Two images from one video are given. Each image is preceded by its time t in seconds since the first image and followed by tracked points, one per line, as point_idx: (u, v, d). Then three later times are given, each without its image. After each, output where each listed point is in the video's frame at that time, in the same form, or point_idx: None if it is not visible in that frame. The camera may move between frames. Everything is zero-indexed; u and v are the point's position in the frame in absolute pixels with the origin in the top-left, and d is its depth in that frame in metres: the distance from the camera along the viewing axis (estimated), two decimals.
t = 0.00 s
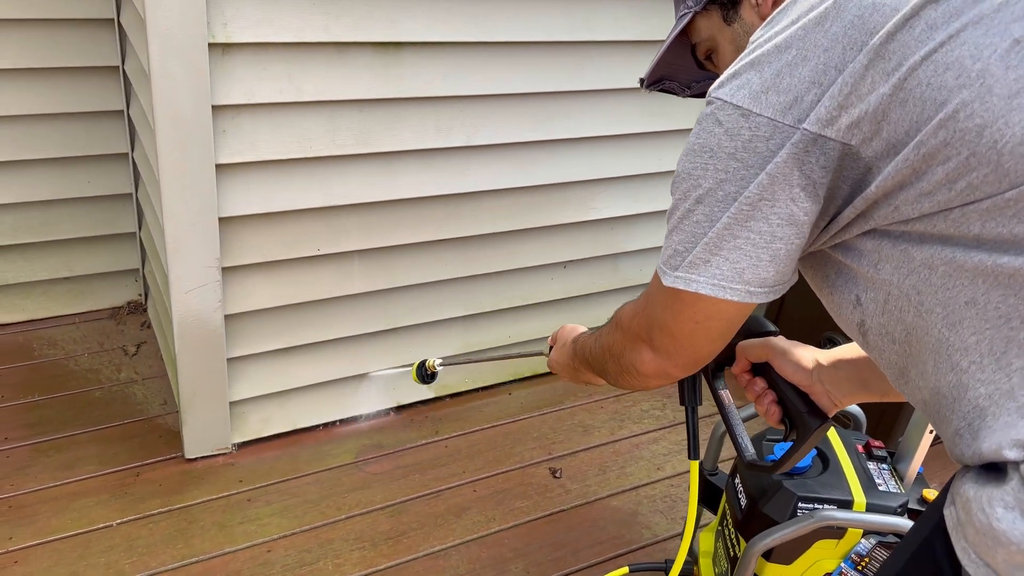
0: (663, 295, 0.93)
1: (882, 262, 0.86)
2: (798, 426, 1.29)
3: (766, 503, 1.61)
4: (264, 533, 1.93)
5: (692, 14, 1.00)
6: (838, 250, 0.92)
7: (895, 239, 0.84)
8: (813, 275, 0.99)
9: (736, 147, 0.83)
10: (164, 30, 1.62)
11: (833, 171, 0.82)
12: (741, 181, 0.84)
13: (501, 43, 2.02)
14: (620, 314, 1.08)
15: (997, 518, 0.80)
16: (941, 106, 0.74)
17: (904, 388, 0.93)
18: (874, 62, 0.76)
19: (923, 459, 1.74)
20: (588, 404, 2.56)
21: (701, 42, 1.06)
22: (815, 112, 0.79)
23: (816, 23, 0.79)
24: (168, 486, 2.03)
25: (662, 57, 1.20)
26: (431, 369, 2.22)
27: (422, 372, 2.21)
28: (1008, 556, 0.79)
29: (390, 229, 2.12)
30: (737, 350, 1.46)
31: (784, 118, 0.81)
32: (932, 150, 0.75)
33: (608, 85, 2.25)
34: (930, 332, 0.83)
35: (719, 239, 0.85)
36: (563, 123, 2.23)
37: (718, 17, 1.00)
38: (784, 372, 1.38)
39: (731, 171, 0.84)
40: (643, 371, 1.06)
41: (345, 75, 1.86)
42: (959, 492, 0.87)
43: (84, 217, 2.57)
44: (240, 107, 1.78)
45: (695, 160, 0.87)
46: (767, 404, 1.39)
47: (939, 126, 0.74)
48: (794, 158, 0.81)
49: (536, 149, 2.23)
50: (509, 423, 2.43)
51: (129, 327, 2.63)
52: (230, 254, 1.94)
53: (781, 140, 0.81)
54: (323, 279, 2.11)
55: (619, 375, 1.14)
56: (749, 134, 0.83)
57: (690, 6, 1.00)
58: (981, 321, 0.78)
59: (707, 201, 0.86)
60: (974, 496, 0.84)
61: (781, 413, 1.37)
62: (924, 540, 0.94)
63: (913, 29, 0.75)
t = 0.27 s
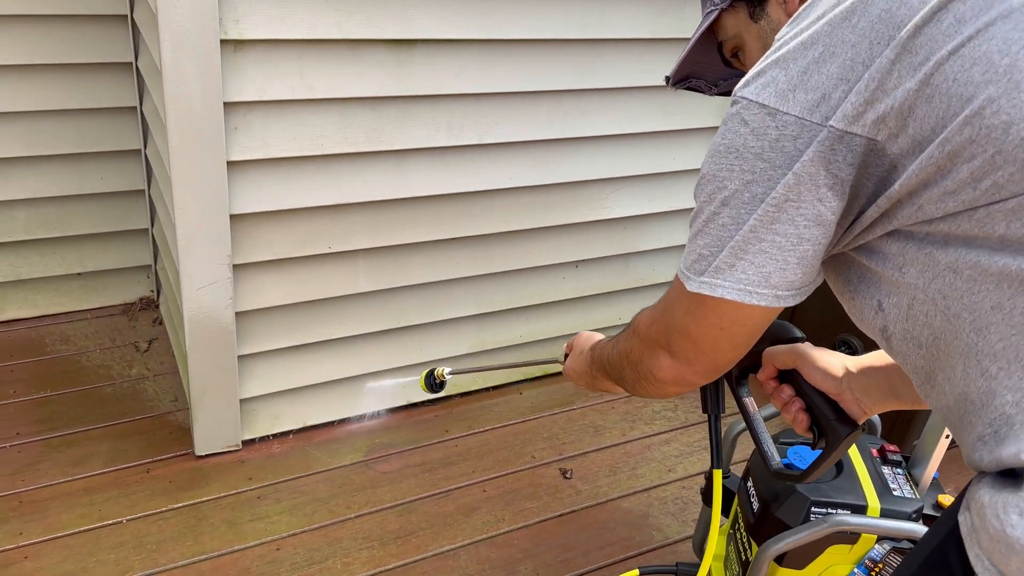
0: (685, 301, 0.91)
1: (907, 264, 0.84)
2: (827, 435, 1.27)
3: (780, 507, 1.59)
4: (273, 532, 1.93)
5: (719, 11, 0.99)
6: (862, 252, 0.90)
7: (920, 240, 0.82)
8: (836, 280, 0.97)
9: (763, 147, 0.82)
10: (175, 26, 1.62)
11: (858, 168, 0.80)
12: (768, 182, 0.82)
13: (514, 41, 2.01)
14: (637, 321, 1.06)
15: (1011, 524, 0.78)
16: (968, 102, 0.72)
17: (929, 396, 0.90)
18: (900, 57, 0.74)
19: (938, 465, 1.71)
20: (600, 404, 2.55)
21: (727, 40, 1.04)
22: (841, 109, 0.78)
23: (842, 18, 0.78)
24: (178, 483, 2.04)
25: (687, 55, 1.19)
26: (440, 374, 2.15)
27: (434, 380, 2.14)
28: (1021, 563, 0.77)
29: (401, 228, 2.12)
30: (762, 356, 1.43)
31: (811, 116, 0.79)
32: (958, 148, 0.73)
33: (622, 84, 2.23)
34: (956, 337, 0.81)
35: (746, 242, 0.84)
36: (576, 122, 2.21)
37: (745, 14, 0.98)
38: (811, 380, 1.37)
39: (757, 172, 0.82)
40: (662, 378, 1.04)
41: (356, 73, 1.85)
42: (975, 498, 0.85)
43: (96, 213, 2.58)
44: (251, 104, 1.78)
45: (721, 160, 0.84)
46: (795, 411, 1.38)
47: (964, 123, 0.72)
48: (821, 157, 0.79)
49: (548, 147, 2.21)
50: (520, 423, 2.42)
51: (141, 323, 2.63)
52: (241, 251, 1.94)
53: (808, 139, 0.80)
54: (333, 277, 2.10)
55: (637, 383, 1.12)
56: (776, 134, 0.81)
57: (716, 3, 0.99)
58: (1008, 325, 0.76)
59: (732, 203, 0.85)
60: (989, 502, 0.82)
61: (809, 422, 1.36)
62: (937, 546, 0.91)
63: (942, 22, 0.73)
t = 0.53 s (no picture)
0: (694, 297, 0.91)
1: (921, 263, 0.83)
2: (845, 434, 1.25)
3: (791, 509, 1.58)
4: (282, 530, 1.93)
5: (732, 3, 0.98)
6: (876, 250, 0.89)
7: (934, 239, 0.81)
8: (848, 278, 0.97)
9: (773, 143, 0.81)
10: (187, 24, 1.62)
11: (872, 168, 0.80)
12: (777, 178, 0.82)
13: (525, 40, 2.00)
14: (649, 318, 1.06)
15: None
16: (985, 102, 0.71)
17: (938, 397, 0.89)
18: (916, 55, 0.74)
19: (951, 467, 1.70)
20: (609, 404, 2.54)
21: (740, 34, 1.03)
22: (854, 107, 0.77)
23: (857, 15, 0.77)
24: (188, 480, 2.04)
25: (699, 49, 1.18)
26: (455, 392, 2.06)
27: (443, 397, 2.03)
28: None
29: (412, 227, 2.11)
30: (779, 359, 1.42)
31: (821, 114, 0.79)
32: (975, 147, 0.71)
33: (634, 83, 2.22)
34: (966, 338, 0.80)
35: (753, 238, 0.83)
36: (586, 121, 2.20)
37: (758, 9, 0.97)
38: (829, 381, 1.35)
39: (766, 168, 0.82)
40: (672, 376, 1.03)
41: (367, 71, 1.85)
42: (991, 507, 0.84)
43: (108, 210, 2.59)
44: (262, 102, 1.78)
45: (730, 156, 0.84)
46: (813, 412, 1.36)
47: (981, 122, 0.70)
48: (833, 155, 0.78)
49: (559, 146, 2.21)
50: (529, 422, 2.42)
51: (152, 320, 2.64)
52: (251, 249, 1.94)
53: (819, 137, 0.79)
54: (344, 275, 2.10)
55: (648, 383, 1.11)
56: (786, 131, 0.80)
57: None
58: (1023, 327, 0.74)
59: (741, 199, 0.84)
60: (1008, 513, 0.81)
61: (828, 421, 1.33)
62: (954, 556, 0.90)
63: (959, 20, 0.72)
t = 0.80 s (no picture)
0: (695, 301, 0.90)
1: (927, 267, 0.82)
2: (845, 439, 1.27)
3: (798, 511, 1.58)
4: (289, 529, 1.93)
5: (731, 13, 0.98)
6: (882, 254, 0.88)
7: (940, 245, 0.80)
8: (856, 282, 0.95)
9: (773, 149, 0.80)
10: (195, 23, 1.63)
11: (876, 177, 0.79)
12: (778, 184, 0.81)
13: (533, 39, 2.00)
14: (654, 318, 1.06)
15: None
16: (989, 111, 0.71)
17: (945, 402, 0.88)
18: (918, 64, 0.73)
19: (959, 468, 1.69)
20: (615, 405, 2.54)
21: (739, 44, 1.03)
22: (856, 117, 0.76)
23: (857, 23, 0.76)
24: (195, 479, 2.05)
25: (699, 60, 1.18)
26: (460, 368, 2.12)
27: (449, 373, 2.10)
28: None
29: (419, 226, 2.11)
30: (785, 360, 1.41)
31: (821, 122, 0.78)
32: (980, 156, 0.71)
33: (641, 83, 2.22)
34: (976, 343, 0.79)
35: (753, 244, 0.82)
36: (593, 121, 2.20)
37: (757, 18, 0.97)
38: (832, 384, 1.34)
39: (767, 174, 0.81)
40: (677, 377, 1.03)
41: (375, 71, 1.85)
42: (1003, 515, 0.84)
43: (115, 209, 2.60)
44: (270, 102, 1.78)
45: (730, 162, 0.83)
46: (813, 415, 1.36)
47: (985, 131, 0.70)
48: (834, 164, 0.77)
49: (566, 146, 2.21)
50: (535, 422, 2.42)
51: (160, 319, 2.65)
52: (259, 248, 1.94)
53: (819, 144, 0.78)
54: (351, 275, 2.11)
55: (651, 381, 1.11)
56: (786, 137, 0.79)
57: (729, 6, 0.98)
58: None
59: (741, 205, 0.84)
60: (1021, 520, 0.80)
61: (828, 424, 1.34)
62: (964, 564, 0.89)
63: (961, 29, 0.71)
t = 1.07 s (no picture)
0: (703, 310, 0.88)
1: (935, 268, 0.82)
2: (845, 438, 1.26)
3: (801, 512, 1.56)
4: (293, 528, 1.93)
5: (740, 13, 0.97)
6: (888, 256, 0.87)
7: (949, 245, 0.80)
8: (859, 288, 0.95)
9: (791, 148, 0.79)
10: (199, 24, 1.63)
11: (888, 167, 0.79)
12: (796, 185, 0.80)
13: (536, 39, 2.00)
14: (645, 331, 1.03)
15: None
16: (1002, 101, 0.70)
17: (954, 404, 0.88)
18: (933, 54, 0.73)
19: (965, 469, 1.68)
20: (619, 405, 2.54)
21: (748, 44, 1.02)
22: (873, 108, 0.76)
23: (871, 15, 0.76)
24: (198, 479, 2.05)
25: (707, 59, 1.17)
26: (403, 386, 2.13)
27: (392, 392, 2.14)
28: None
29: (422, 225, 2.11)
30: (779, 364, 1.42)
31: (840, 115, 0.77)
32: (993, 147, 0.71)
33: (644, 82, 2.22)
34: (988, 343, 0.79)
35: (771, 246, 0.81)
36: (597, 121, 2.20)
37: (766, 17, 0.97)
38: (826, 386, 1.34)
39: (784, 173, 0.80)
40: (673, 389, 1.00)
41: (377, 71, 1.85)
42: (1006, 509, 0.83)
43: (119, 209, 2.60)
44: (273, 102, 1.78)
45: (745, 161, 0.82)
46: (810, 417, 1.35)
47: (998, 122, 0.70)
48: (852, 157, 0.77)
49: (569, 146, 2.20)
50: (538, 422, 2.41)
51: (164, 318, 2.65)
52: (261, 248, 1.94)
53: (838, 139, 0.77)
54: (354, 276, 2.10)
55: (642, 393, 1.08)
56: (803, 135, 0.78)
57: (737, 5, 0.98)
58: None
59: (757, 206, 0.82)
60: None
61: (825, 426, 1.33)
62: (965, 561, 0.88)
63: (975, 18, 0.71)
